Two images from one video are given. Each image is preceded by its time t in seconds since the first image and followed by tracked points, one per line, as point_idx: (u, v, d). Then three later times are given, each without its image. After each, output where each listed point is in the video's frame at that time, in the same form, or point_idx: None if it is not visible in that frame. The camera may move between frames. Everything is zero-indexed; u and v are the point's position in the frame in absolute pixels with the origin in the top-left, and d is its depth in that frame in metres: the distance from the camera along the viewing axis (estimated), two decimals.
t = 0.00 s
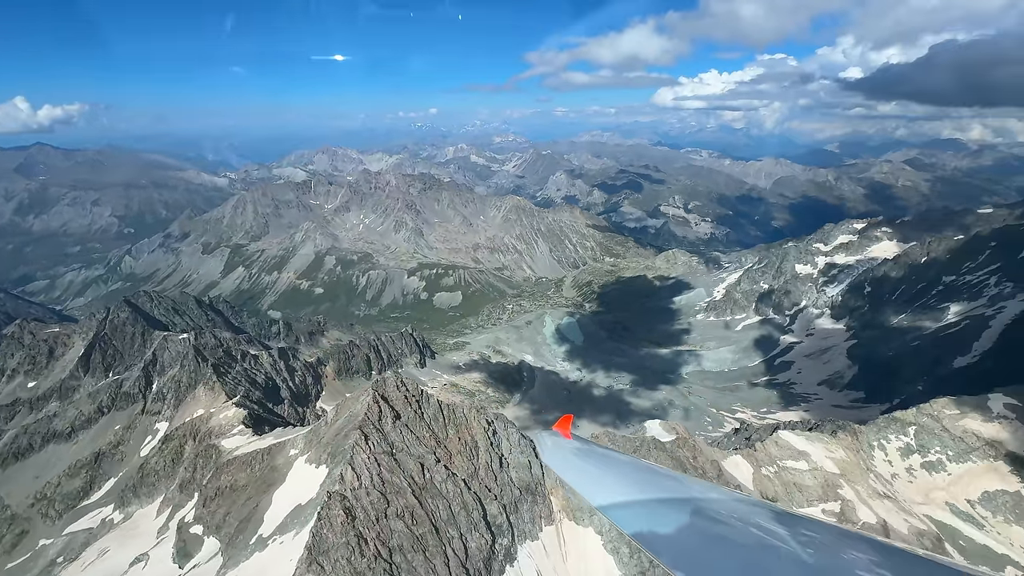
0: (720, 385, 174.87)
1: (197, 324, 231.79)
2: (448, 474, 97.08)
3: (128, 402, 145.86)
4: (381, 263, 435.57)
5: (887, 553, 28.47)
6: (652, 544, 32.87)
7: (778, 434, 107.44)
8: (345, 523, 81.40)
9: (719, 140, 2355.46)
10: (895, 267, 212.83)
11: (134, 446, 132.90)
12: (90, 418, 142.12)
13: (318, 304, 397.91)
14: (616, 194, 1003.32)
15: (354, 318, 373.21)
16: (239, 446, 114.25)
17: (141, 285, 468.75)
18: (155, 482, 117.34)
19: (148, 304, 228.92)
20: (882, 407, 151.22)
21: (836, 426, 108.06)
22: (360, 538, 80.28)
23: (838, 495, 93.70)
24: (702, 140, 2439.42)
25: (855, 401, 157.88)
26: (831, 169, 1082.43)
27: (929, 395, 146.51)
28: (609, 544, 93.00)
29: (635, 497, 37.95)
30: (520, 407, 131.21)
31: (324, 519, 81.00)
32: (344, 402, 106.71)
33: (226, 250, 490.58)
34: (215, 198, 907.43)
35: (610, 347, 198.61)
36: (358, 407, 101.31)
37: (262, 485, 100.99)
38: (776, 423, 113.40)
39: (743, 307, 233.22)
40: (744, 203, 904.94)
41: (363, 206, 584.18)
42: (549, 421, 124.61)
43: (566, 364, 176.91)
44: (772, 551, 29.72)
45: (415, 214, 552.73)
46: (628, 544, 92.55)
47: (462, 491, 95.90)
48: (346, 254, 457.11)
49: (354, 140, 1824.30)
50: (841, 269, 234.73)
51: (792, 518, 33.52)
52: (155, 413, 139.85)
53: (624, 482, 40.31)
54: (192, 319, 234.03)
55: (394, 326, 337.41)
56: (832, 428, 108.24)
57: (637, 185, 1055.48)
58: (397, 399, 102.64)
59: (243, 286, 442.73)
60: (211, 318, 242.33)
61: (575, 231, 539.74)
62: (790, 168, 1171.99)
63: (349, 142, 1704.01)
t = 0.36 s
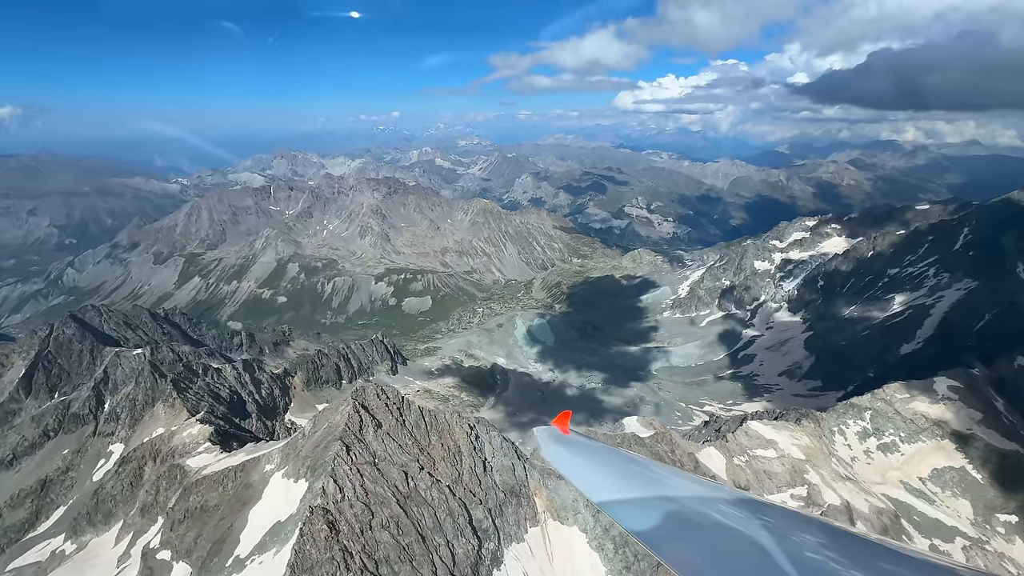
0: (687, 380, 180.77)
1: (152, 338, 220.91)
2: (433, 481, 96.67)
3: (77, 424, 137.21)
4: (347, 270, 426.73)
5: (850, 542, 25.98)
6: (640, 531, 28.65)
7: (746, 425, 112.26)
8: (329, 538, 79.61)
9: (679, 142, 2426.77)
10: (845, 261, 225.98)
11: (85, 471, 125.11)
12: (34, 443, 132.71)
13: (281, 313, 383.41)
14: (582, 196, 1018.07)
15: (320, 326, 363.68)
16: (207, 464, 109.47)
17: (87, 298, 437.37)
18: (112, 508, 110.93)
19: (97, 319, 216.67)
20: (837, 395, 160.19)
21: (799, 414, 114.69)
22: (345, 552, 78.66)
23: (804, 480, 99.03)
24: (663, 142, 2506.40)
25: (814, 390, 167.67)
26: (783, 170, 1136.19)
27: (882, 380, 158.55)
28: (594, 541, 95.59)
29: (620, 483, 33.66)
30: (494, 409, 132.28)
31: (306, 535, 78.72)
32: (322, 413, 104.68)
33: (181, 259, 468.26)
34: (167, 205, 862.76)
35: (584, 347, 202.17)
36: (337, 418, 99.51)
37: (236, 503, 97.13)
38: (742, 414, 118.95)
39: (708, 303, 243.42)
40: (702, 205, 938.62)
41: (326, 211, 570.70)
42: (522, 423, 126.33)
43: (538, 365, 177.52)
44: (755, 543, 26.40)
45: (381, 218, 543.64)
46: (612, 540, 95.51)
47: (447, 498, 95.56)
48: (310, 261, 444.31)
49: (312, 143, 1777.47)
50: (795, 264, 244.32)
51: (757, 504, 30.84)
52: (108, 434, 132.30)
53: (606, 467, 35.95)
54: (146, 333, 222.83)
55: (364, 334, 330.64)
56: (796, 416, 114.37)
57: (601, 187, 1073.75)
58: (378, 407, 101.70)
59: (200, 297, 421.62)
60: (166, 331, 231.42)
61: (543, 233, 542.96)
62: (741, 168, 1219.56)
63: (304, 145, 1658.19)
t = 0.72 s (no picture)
0: (652, 377, 185.33)
1: (97, 359, 206.89)
2: (414, 493, 95.14)
3: (12, 456, 123.68)
4: (308, 280, 413.27)
5: (809, 526, 28.58)
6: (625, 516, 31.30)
7: (715, 420, 116.11)
8: (309, 560, 75.31)
9: (635, 148, 2492.90)
10: (795, 260, 237.68)
11: (21, 506, 111.80)
12: None
13: (238, 327, 363.39)
14: (543, 199, 1026.47)
15: (281, 340, 348.85)
16: (168, 491, 102.44)
17: (19, 319, 401.05)
18: (57, 544, 100.82)
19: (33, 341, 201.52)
20: (794, 387, 167.65)
21: (763, 407, 120.25)
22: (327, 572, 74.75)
23: (770, 469, 103.55)
24: (619, 148, 2568.06)
25: (771, 382, 176.29)
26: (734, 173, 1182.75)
27: (834, 370, 168.33)
28: (577, 543, 96.91)
29: (610, 478, 36.01)
30: (465, 417, 132.30)
31: (285, 557, 74.10)
32: (295, 430, 101.75)
33: (125, 273, 439.89)
34: (108, 216, 807.19)
35: (553, 349, 203.86)
36: (312, 434, 96.83)
37: (203, 530, 90.86)
38: (708, 410, 123.27)
39: (670, 303, 252.66)
40: (657, 208, 965.47)
41: (283, 219, 553.01)
42: (494, 429, 127.14)
43: (508, 370, 176.84)
44: (721, 528, 28.91)
45: (341, 226, 531.97)
46: (594, 541, 97.09)
47: (429, 509, 94.01)
48: (267, 272, 426.80)
49: (264, 148, 1716.60)
50: (749, 265, 253.33)
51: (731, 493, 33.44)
52: (48, 465, 121.10)
53: (597, 463, 38.26)
54: (89, 354, 208.48)
55: (328, 346, 318.67)
56: (759, 409, 119.96)
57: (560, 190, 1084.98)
58: (355, 420, 100.08)
59: (147, 313, 394.30)
60: (112, 351, 217.31)
61: (508, 238, 541.75)
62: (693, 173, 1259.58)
63: (253, 150, 1599.02)
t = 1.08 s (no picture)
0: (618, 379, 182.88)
1: (29, 388, 188.67)
2: (393, 509, 93.11)
3: None
4: (264, 294, 395.26)
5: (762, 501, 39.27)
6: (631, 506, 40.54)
7: (682, 418, 118.77)
8: None
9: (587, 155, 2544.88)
10: (746, 260, 248.48)
11: None
12: None
13: (187, 347, 329.39)
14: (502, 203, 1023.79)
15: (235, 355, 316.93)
16: (119, 526, 92.36)
17: None
18: None
19: None
20: (750, 381, 173.54)
21: (726, 403, 124.12)
22: None
23: (735, 462, 106.38)
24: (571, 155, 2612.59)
25: (730, 377, 179.89)
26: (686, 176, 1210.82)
27: (786, 363, 177.45)
28: (558, 548, 95.65)
29: (616, 471, 44.99)
30: (435, 428, 130.33)
31: None
32: (265, 451, 98.35)
33: (58, 292, 402.87)
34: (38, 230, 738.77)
35: (518, 354, 195.17)
36: (284, 454, 93.84)
37: (164, 563, 84.13)
38: (673, 410, 126.15)
39: (631, 305, 247.85)
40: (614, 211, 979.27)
41: (234, 233, 530.87)
42: (464, 439, 126.73)
43: (475, 379, 165.63)
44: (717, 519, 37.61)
45: (298, 238, 514.65)
46: (575, 545, 95.65)
47: (409, 525, 92.09)
48: (220, 287, 403.22)
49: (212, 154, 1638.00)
50: (706, 265, 262.92)
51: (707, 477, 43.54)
52: None
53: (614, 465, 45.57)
54: (19, 383, 189.85)
55: (287, 362, 298.49)
56: (723, 404, 124.38)
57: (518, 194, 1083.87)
58: (329, 438, 97.60)
59: (82, 335, 354.69)
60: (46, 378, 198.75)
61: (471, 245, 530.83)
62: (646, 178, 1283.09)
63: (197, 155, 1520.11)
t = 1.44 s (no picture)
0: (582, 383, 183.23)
1: None
2: (370, 528, 89.77)
3: None
4: (213, 309, 373.87)
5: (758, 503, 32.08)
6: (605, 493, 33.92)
7: (650, 417, 120.70)
8: None
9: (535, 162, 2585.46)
10: (700, 262, 255.31)
11: None
12: None
13: (129, 369, 307.03)
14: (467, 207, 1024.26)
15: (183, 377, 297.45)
16: (63, 569, 83.02)
17: None
18: None
19: None
20: (709, 378, 181.62)
21: (690, 401, 127.52)
22: None
23: (702, 456, 107.29)
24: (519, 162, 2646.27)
25: (690, 375, 188.05)
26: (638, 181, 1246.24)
27: (742, 358, 183.80)
28: (538, 554, 95.03)
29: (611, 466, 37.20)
30: (401, 441, 129.08)
31: None
32: (231, 477, 92.98)
33: None
34: None
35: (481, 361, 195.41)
36: (251, 477, 88.36)
37: None
38: (640, 411, 128.44)
39: (594, 309, 257.39)
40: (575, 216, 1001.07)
41: (178, 247, 505.39)
42: (433, 450, 125.34)
43: (442, 389, 162.99)
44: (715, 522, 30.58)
45: (249, 251, 495.55)
46: (555, 549, 95.77)
47: (388, 543, 89.01)
48: (163, 305, 380.05)
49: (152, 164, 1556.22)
50: (663, 267, 270.03)
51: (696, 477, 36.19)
52: None
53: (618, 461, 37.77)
54: None
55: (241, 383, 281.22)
56: (686, 402, 128.22)
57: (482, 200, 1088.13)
58: (300, 457, 92.97)
59: (6, 360, 325.75)
60: None
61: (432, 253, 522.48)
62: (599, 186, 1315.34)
63: (136, 164, 1439.95)
